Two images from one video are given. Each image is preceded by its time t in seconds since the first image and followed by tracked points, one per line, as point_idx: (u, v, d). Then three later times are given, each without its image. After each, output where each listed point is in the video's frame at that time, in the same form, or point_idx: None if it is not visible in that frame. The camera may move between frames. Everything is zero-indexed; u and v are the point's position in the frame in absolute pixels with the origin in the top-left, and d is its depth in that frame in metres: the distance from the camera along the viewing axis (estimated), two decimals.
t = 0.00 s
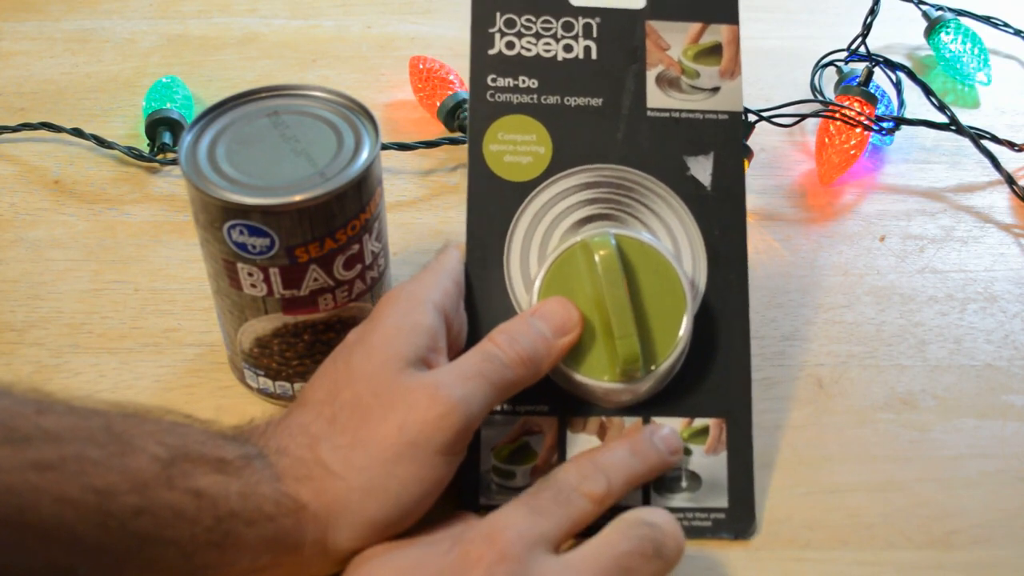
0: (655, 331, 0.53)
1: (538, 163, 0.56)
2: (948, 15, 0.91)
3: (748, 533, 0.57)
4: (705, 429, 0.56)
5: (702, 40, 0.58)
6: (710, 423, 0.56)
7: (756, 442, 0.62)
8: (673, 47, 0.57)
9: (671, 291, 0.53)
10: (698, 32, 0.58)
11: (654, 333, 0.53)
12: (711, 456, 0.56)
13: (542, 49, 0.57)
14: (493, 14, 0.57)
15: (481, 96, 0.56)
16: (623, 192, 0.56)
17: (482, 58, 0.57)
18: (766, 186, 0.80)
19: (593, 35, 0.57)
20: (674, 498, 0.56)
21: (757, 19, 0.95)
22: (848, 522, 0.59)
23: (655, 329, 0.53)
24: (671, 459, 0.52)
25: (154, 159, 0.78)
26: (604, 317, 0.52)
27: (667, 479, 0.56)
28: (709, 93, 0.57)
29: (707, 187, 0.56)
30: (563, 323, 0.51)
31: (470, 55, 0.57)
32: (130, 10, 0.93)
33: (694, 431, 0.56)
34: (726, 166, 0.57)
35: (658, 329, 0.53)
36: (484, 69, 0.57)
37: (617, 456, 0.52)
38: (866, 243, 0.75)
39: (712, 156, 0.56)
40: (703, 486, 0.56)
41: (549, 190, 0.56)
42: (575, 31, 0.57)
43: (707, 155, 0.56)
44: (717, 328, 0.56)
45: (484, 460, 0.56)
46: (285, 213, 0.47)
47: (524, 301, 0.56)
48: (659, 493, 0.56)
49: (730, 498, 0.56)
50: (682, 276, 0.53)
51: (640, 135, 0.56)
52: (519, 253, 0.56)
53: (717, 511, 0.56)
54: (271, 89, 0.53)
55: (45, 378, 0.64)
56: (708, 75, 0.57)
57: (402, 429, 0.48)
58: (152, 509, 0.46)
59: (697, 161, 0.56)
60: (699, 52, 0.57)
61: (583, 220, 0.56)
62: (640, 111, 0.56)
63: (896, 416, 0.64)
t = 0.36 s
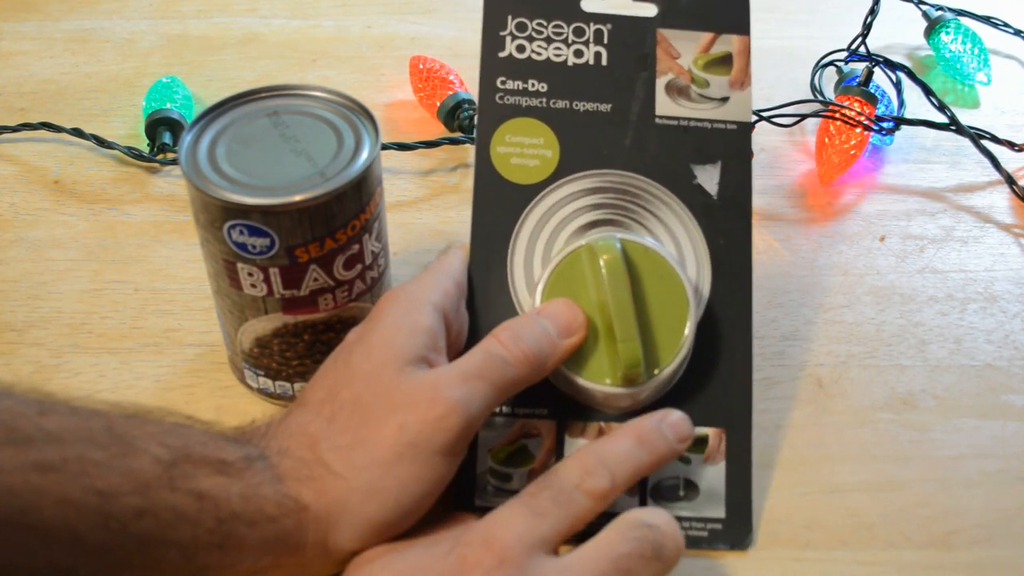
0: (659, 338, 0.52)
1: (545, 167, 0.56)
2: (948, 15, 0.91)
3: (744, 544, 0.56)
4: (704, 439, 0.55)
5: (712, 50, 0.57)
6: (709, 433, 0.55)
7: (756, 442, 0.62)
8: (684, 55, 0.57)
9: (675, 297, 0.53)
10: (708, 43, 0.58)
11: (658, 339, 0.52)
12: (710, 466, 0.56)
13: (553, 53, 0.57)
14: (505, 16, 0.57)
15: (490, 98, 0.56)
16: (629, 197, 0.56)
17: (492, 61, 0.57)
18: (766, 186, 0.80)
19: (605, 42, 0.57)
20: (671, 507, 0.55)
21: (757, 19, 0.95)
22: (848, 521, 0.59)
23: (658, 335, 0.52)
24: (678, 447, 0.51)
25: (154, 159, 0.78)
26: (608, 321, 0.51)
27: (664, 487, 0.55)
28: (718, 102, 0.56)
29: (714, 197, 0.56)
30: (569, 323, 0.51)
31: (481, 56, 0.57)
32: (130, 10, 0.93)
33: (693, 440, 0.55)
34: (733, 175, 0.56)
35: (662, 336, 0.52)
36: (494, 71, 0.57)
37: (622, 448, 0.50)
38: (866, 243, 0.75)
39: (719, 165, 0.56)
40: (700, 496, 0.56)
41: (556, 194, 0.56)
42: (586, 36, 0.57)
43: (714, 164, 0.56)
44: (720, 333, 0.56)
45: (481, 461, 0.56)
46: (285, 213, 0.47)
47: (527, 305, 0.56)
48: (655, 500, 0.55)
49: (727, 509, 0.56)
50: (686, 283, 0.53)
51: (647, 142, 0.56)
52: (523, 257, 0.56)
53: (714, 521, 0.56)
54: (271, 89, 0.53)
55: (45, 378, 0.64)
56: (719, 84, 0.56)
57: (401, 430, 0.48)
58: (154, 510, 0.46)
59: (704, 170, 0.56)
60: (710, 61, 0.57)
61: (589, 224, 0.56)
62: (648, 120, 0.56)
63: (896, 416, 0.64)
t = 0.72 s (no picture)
0: (661, 340, 0.52)
1: (550, 166, 0.56)
2: (948, 15, 0.91)
3: (743, 546, 0.56)
4: (704, 441, 0.55)
5: (717, 55, 0.57)
6: (709, 436, 0.55)
7: (756, 442, 0.62)
8: (688, 59, 0.57)
9: (678, 298, 0.52)
10: (713, 47, 0.58)
11: (660, 341, 0.52)
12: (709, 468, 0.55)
13: (558, 53, 0.57)
14: (511, 16, 0.57)
15: (495, 97, 0.56)
16: (633, 198, 0.56)
17: (497, 59, 0.57)
18: (766, 185, 0.80)
19: (610, 43, 0.57)
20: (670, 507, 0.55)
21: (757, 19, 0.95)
22: (848, 521, 0.59)
23: (661, 337, 0.52)
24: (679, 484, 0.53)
25: (154, 159, 0.78)
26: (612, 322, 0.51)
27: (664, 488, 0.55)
28: (722, 106, 0.56)
29: (717, 200, 0.56)
30: (574, 326, 0.51)
31: (486, 55, 0.57)
32: (130, 10, 0.93)
33: (694, 441, 0.55)
34: (736, 179, 0.56)
35: (665, 338, 0.52)
36: (499, 70, 0.56)
37: (627, 470, 0.52)
38: (866, 243, 0.75)
39: (722, 169, 0.56)
40: (699, 497, 0.56)
41: (560, 193, 0.56)
42: (591, 37, 0.57)
43: (718, 168, 0.56)
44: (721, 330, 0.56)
45: (481, 459, 0.56)
46: (286, 214, 0.47)
47: (528, 305, 0.56)
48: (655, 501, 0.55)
49: (726, 511, 0.56)
50: (690, 284, 0.53)
51: (651, 144, 0.56)
52: (525, 257, 0.56)
53: (713, 523, 0.56)
54: (272, 89, 0.53)
55: (45, 378, 0.64)
56: (722, 89, 0.56)
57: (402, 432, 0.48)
58: (155, 514, 0.45)
59: (707, 173, 0.56)
60: (714, 66, 0.57)
61: (592, 224, 0.56)
62: (653, 123, 0.56)
63: (896, 416, 0.64)
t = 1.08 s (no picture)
0: (660, 339, 0.52)
1: (550, 164, 0.56)
2: (948, 15, 0.91)
3: (742, 545, 0.56)
4: (703, 439, 0.55)
5: (719, 50, 0.57)
6: (708, 435, 0.55)
7: (756, 442, 0.62)
8: (689, 54, 0.56)
9: (677, 297, 0.52)
10: (715, 42, 0.57)
11: (659, 340, 0.52)
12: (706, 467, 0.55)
13: (558, 50, 0.56)
14: (510, 12, 0.56)
15: (495, 94, 0.56)
16: (633, 196, 0.56)
17: (497, 56, 0.56)
18: (766, 185, 0.80)
19: (611, 39, 0.56)
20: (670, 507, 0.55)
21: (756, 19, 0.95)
22: (848, 521, 0.59)
23: (659, 337, 0.52)
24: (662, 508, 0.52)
25: (154, 159, 0.78)
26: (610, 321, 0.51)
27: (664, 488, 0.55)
28: (723, 103, 0.56)
29: (717, 197, 0.56)
30: (571, 325, 0.51)
31: (485, 52, 0.56)
32: (130, 10, 0.93)
33: (693, 441, 0.55)
34: (737, 176, 0.56)
35: (664, 337, 0.52)
36: (499, 67, 0.56)
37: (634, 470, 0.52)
38: (866, 243, 0.75)
39: (723, 166, 0.56)
40: (696, 496, 0.55)
41: (560, 191, 0.55)
42: (592, 33, 0.56)
43: (718, 165, 0.56)
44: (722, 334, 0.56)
45: (480, 457, 0.56)
46: (286, 214, 0.47)
47: (528, 303, 0.55)
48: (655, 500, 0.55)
49: (725, 511, 0.56)
50: (689, 283, 0.53)
51: (651, 143, 0.56)
52: (525, 255, 0.55)
53: (712, 522, 0.56)
54: (271, 90, 0.53)
55: (45, 378, 0.64)
56: (723, 85, 0.56)
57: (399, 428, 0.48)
58: (154, 511, 0.46)
59: (708, 170, 0.56)
60: (715, 61, 0.56)
61: (592, 222, 0.55)
62: (653, 120, 0.56)
63: (896, 416, 0.64)
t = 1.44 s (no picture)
0: (653, 356, 0.49)
1: (568, 157, 0.53)
2: (949, 16, 0.91)
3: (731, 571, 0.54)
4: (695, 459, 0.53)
5: (767, 40, 0.51)
6: (699, 454, 0.53)
7: (756, 442, 0.63)
8: (732, 44, 0.51)
9: (676, 314, 0.49)
10: (763, 30, 0.51)
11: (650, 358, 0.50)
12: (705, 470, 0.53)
13: (591, 33, 0.52)
14: None
15: (519, 79, 0.53)
16: (648, 198, 0.52)
17: (524, 37, 0.53)
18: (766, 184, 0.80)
19: (648, 24, 0.52)
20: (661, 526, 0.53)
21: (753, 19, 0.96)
22: (849, 521, 0.59)
23: (652, 354, 0.50)
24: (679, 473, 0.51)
25: (154, 159, 0.78)
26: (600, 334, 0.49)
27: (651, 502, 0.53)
28: (763, 101, 0.51)
29: (744, 204, 0.51)
30: (565, 332, 0.49)
31: (515, 32, 0.53)
32: (129, 9, 0.95)
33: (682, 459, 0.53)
34: (768, 184, 0.51)
35: (656, 355, 0.49)
36: (526, 50, 0.53)
37: (628, 460, 0.49)
38: (866, 243, 0.76)
39: (753, 171, 0.51)
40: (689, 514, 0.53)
41: (575, 184, 0.53)
42: (629, 17, 0.52)
43: (748, 171, 0.51)
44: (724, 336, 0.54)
45: (467, 450, 0.55)
46: (285, 214, 0.47)
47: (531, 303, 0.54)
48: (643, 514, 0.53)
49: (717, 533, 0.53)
50: (691, 304, 0.49)
51: (679, 140, 0.52)
52: (538, 249, 0.54)
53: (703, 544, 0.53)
54: (272, 89, 0.54)
55: (45, 378, 0.64)
56: (766, 80, 0.50)
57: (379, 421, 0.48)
58: (148, 505, 0.46)
59: (737, 175, 0.51)
60: (761, 52, 0.51)
61: (605, 220, 0.53)
62: (683, 115, 0.52)
63: (896, 416, 0.64)
